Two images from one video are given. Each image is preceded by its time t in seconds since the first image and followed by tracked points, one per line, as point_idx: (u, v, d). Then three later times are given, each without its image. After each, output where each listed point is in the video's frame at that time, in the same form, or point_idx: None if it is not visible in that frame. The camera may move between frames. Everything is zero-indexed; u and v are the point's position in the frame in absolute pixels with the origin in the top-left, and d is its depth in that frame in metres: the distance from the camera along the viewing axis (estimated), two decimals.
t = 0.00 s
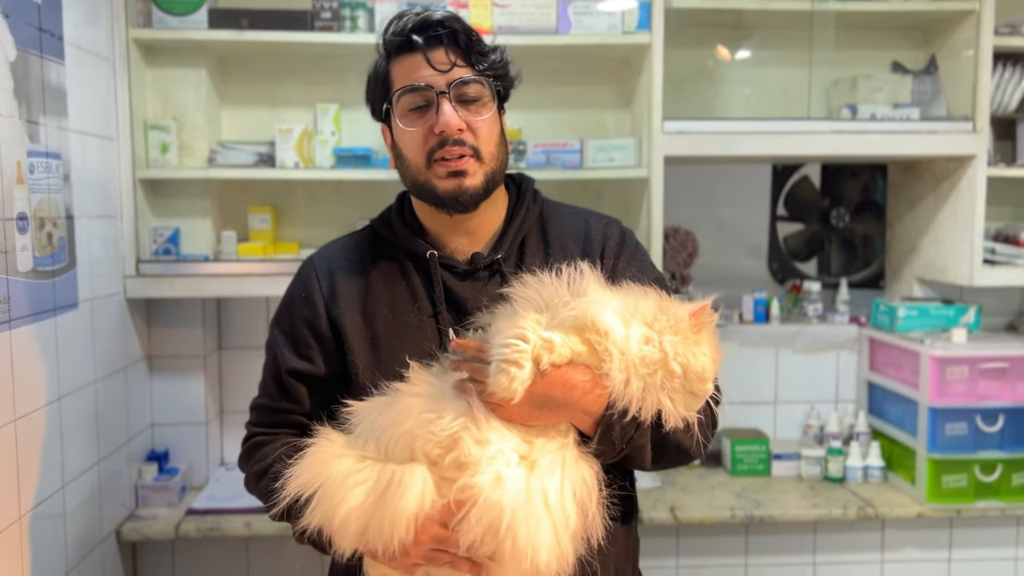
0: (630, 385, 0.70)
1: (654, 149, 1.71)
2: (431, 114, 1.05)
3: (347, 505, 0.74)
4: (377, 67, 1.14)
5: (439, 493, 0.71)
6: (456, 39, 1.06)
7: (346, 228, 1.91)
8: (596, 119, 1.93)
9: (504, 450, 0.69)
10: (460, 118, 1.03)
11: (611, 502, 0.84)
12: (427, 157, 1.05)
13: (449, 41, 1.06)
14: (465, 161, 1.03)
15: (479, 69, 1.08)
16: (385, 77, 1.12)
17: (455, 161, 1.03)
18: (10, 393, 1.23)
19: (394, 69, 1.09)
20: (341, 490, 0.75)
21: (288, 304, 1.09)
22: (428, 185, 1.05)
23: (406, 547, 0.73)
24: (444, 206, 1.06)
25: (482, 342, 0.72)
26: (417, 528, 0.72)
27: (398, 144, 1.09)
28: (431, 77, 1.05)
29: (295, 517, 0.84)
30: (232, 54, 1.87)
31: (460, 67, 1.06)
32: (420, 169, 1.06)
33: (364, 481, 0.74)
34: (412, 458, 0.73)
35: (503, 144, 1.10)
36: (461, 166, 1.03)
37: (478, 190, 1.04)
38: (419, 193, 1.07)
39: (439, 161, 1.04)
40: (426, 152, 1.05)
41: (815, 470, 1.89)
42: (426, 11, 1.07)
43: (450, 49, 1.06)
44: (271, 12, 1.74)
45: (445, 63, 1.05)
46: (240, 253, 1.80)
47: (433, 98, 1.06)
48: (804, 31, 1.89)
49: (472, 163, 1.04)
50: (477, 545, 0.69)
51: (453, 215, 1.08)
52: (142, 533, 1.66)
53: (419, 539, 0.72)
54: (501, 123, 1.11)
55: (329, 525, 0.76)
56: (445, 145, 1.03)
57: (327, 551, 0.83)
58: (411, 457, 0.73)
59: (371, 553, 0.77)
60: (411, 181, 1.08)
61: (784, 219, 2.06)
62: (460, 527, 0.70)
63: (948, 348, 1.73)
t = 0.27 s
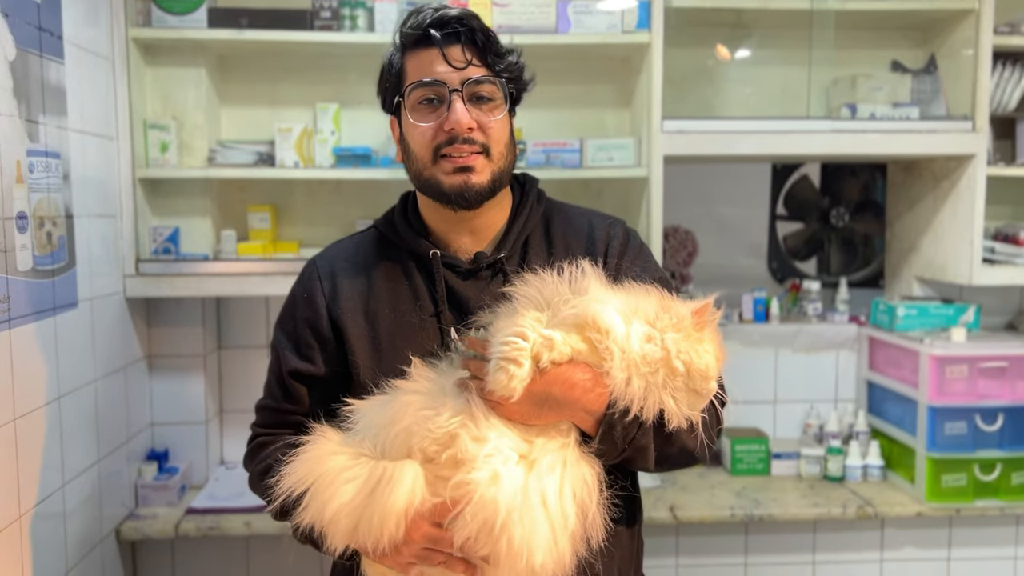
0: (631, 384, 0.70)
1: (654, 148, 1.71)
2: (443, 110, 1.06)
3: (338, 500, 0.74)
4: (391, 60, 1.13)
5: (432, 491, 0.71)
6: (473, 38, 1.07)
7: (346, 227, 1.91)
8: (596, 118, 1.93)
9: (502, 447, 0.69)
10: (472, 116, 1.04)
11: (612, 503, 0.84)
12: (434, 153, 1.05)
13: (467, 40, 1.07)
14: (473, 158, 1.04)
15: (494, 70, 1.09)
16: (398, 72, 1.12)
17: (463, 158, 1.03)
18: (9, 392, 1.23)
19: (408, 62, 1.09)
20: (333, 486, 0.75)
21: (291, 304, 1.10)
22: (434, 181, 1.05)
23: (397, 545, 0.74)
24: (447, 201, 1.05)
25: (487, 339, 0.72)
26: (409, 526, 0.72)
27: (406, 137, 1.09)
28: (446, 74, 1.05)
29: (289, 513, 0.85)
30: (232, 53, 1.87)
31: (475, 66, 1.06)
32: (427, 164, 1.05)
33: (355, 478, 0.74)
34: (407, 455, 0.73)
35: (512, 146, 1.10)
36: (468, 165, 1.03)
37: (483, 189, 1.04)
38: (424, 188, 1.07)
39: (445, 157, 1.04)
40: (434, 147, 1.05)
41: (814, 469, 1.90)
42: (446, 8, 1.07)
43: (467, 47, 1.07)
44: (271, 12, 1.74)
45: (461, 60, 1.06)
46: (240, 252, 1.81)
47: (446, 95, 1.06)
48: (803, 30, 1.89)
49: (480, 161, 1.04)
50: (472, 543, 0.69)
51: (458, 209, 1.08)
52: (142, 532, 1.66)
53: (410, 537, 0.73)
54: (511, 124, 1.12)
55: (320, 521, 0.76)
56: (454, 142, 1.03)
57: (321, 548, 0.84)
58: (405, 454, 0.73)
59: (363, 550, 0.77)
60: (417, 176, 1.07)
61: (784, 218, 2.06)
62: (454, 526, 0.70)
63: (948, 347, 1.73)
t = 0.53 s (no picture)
0: (644, 382, 0.70)
1: (653, 147, 1.71)
2: (456, 109, 1.05)
3: (352, 505, 0.74)
4: (410, 50, 1.13)
5: (447, 493, 0.71)
6: (494, 38, 1.07)
7: (346, 226, 1.91)
8: (595, 117, 1.93)
9: (517, 447, 0.69)
10: (484, 118, 1.04)
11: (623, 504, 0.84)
12: (443, 150, 1.05)
13: (487, 40, 1.07)
14: (481, 161, 1.04)
15: (511, 72, 1.09)
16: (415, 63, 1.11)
17: (471, 159, 1.04)
18: (8, 392, 1.23)
19: (426, 54, 1.09)
20: (346, 490, 0.75)
21: (295, 303, 1.09)
22: (441, 180, 1.05)
23: (411, 549, 0.74)
24: (453, 205, 1.06)
25: (498, 341, 0.72)
26: (424, 530, 0.72)
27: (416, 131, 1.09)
28: (463, 72, 1.05)
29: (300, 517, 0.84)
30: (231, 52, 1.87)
31: (493, 67, 1.07)
32: (435, 161, 1.06)
33: (369, 482, 0.74)
34: (420, 458, 0.73)
35: (522, 150, 1.10)
36: (476, 167, 1.04)
37: (489, 192, 1.05)
38: (431, 186, 1.07)
39: (455, 157, 1.04)
40: (444, 146, 1.05)
41: (814, 468, 1.90)
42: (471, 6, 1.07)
43: (486, 47, 1.06)
44: (270, 11, 1.74)
45: (479, 61, 1.06)
46: (240, 251, 1.81)
47: (460, 93, 1.05)
48: (803, 29, 1.89)
49: (488, 165, 1.04)
50: (488, 547, 0.69)
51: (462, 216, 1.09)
52: (141, 531, 1.66)
53: (424, 542, 0.73)
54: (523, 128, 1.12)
55: (333, 526, 0.76)
56: (464, 142, 1.03)
57: (331, 551, 0.83)
58: (419, 457, 0.73)
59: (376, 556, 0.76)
60: (424, 171, 1.08)
61: (784, 217, 2.06)
62: (469, 529, 0.70)
63: (947, 347, 1.73)
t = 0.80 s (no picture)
0: (662, 392, 0.70)
1: (653, 146, 1.71)
2: (494, 121, 1.03)
3: (376, 511, 0.72)
4: (454, 43, 1.09)
5: (470, 503, 0.70)
6: (543, 56, 1.05)
7: (345, 225, 1.91)
8: (595, 116, 1.93)
9: (534, 456, 0.70)
10: (520, 138, 1.02)
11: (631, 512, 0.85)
12: (473, 160, 1.04)
13: (537, 57, 1.04)
14: (504, 180, 1.04)
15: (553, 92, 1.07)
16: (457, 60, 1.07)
17: (496, 177, 1.03)
18: (6, 392, 1.22)
19: (473, 55, 1.05)
20: (369, 497, 0.73)
21: (297, 297, 1.08)
22: (463, 189, 1.05)
23: (430, 559, 0.72)
24: (472, 219, 1.07)
25: (512, 347, 0.72)
26: (446, 539, 0.71)
27: (448, 131, 1.06)
28: (509, 86, 1.02)
29: (314, 526, 0.83)
30: (230, 51, 1.86)
31: (538, 85, 1.04)
32: (462, 169, 1.05)
33: (393, 487, 0.72)
34: (441, 464, 0.72)
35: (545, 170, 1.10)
36: (499, 184, 1.03)
37: (507, 211, 1.05)
38: (452, 191, 1.07)
39: (482, 171, 1.03)
40: (474, 157, 1.03)
41: (813, 468, 1.90)
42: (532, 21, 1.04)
43: (536, 63, 1.04)
44: (269, 9, 1.74)
45: (528, 77, 1.03)
46: (239, 250, 1.81)
47: (501, 105, 1.03)
48: (802, 28, 1.89)
49: (511, 185, 1.04)
50: (509, 559, 0.69)
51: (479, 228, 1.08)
52: (139, 531, 1.66)
53: (444, 552, 0.72)
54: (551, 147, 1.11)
55: (354, 532, 0.74)
56: (494, 159, 1.02)
57: (343, 559, 0.82)
58: (439, 464, 0.72)
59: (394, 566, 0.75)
60: (449, 176, 1.07)
61: (783, 216, 2.06)
62: (490, 541, 0.69)
63: (947, 346, 1.72)
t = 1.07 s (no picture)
0: (670, 398, 0.71)
1: (652, 146, 1.71)
2: (510, 119, 1.03)
3: (388, 518, 0.71)
4: (467, 37, 1.07)
5: (480, 509, 0.70)
6: (558, 54, 1.05)
7: (344, 224, 1.91)
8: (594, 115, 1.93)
9: (543, 461, 0.70)
10: (536, 136, 1.02)
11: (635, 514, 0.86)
12: (488, 158, 1.03)
13: (552, 55, 1.04)
14: (520, 177, 1.03)
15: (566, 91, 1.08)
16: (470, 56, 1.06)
17: (513, 173, 1.03)
18: (6, 391, 1.23)
19: (487, 54, 1.04)
20: (379, 503, 0.72)
21: (302, 294, 1.08)
22: (479, 185, 1.04)
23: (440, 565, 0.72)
24: (488, 212, 1.05)
25: (522, 349, 0.73)
26: (456, 546, 0.70)
27: (461, 128, 1.05)
28: (526, 84, 1.02)
29: (322, 527, 0.84)
30: (229, 50, 1.86)
31: (554, 84, 1.04)
32: (476, 166, 1.04)
33: (404, 493, 0.71)
34: (450, 469, 0.71)
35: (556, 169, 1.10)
36: (515, 181, 1.03)
37: (522, 207, 1.05)
38: (466, 188, 1.05)
39: (497, 167, 1.03)
40: (489, 153, 1.03)
41: (812, 467, 1.90)
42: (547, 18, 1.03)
43: (551, 62, 1.04)
44: (268, 8, 1.74)
45: (544, 76, 1.03)
46: (237, 250, 1.81)
47: (517, 104, 1.03)
48: (801, 27, 1.89)
49: (527, 181, 1.04)
50: (519, 566, 0.69)
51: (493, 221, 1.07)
52: (139, 531, 1.66)
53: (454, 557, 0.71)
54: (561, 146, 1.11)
55: (364, 538, 0.73)
56: (511, 156, 1.02)
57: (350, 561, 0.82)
58: (449, 469, 0.71)
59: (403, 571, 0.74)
60: (462, 173, 1.05)
61: (782, 216, 2.06)
62: (501, 547, 0.69)
63: (947, 345, 1.73)
